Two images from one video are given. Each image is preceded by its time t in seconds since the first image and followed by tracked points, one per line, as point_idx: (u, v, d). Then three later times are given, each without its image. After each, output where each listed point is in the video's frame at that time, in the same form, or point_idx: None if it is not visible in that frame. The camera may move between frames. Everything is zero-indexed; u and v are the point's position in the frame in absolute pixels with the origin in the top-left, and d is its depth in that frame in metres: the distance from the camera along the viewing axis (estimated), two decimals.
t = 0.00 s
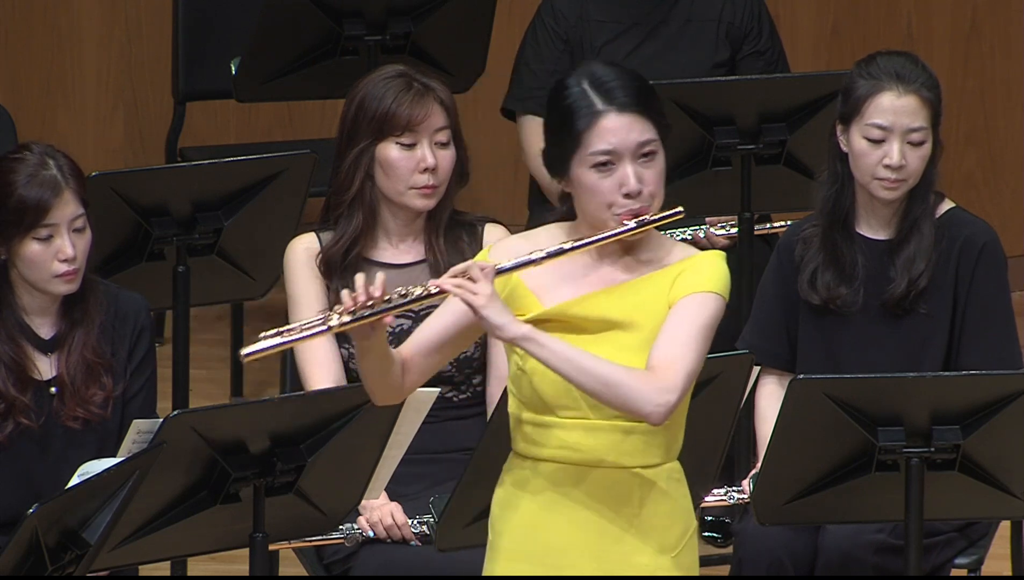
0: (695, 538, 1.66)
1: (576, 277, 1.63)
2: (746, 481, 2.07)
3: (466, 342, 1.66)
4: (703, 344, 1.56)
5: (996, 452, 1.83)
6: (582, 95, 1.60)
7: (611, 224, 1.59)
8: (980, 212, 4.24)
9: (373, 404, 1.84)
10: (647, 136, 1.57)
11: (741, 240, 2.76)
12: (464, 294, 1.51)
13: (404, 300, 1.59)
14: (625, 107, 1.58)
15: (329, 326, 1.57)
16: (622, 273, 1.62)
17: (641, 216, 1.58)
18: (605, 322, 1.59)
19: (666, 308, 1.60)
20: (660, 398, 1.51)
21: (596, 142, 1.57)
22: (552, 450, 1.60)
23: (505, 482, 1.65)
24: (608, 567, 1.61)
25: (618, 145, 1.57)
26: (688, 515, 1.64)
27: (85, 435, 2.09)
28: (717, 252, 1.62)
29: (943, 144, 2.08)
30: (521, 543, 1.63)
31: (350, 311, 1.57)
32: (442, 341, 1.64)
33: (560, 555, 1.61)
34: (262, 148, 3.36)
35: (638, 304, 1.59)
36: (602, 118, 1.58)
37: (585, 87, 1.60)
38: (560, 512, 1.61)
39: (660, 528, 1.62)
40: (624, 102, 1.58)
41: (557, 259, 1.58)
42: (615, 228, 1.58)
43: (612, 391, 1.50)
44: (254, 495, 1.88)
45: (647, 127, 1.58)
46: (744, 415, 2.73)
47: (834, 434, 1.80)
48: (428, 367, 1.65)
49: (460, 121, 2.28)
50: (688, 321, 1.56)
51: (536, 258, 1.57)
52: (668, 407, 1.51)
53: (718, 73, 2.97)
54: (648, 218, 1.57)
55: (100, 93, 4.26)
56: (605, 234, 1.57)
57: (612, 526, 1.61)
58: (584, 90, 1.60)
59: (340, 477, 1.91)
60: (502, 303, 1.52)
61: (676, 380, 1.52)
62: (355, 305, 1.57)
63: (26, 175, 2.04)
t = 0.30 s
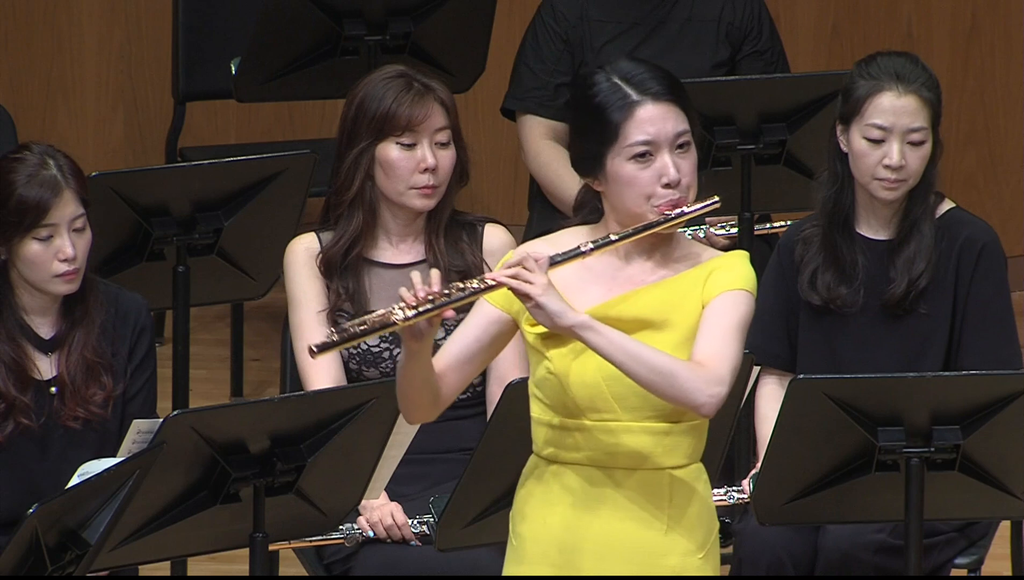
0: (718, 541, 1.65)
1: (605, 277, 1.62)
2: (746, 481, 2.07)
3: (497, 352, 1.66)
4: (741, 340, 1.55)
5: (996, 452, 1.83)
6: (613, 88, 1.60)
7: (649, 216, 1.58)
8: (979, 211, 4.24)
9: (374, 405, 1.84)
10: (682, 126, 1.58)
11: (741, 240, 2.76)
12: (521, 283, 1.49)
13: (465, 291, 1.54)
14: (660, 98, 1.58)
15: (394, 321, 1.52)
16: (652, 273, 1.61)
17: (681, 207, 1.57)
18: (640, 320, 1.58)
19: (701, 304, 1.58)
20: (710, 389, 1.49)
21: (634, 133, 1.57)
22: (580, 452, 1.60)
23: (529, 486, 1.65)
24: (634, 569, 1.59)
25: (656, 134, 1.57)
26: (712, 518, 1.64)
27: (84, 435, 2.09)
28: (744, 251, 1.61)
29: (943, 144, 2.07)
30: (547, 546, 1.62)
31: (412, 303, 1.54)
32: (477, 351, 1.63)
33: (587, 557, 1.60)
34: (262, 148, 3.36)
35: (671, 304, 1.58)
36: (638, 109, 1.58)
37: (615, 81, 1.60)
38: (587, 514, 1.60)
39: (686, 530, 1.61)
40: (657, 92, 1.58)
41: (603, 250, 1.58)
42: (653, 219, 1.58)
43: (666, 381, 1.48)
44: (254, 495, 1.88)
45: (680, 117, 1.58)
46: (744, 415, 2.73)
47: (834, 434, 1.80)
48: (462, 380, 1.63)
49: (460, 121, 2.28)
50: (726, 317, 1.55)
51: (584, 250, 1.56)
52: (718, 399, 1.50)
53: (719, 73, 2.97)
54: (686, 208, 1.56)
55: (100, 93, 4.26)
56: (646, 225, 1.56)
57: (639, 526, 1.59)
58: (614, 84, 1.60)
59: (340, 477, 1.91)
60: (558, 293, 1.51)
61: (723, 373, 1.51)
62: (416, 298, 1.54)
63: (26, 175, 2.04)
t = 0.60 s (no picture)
0: (735, 547, 1.64)
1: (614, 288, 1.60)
2: (746, 481, 2.07)
3: (511, 358, 1.64)
4: (752, 351, 1.57)
5: (996, 452, 1.83)
6: (614, 111, 1.56)
7: (655, 238, 1.57)
8: (979, 211, 4.24)
9: (375, 405, 1.84)
10: (685, 149, 1.54)
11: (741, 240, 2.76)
12: (530, 330, 1.49)
13: (471, 338, 1.56)
14: (663, 123, 1.54)
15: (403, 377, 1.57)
16: (660, 280, 1.59)
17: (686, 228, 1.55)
18: (649, 331, 1.58)
19: (708, 313, 1.59)
20: (726, 416, 1.52)
21: (636, 161, 1.54)
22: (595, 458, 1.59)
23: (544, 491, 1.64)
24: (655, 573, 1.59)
25: (659, 161, 1.53)
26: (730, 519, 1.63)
27: (84, 435, 2.09)
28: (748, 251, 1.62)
29: (943, 144, 2.08)
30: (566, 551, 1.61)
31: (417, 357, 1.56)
32: (488, 365, 1.62)
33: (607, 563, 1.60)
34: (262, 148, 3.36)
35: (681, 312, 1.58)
36: (640, 136, 1.54)
37: (616, 105, 1.56)
38: (605, 519, 1.60)
39: (704, 532, 1.60)
40: (660, 119, 1.54)
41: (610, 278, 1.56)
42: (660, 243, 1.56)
43: (681, 415, 1.50)
44: (254, 495, 1.88)
45: (683, 139, 1.55)
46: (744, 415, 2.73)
47: (834, 434, 1.80)
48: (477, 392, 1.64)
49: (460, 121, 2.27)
50: (736, 331, 1.56)
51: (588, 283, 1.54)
52: (732, 424, 1.53)
53: (719, 73, 2.97)
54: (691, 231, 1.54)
55: (100, 93, 4.26)
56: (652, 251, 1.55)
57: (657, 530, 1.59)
58: (616, 106, 1.56)
59: (340, 478, 1.91)
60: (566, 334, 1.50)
61: (735, 397, 1.53)
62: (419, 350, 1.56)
63: (26, 175, 2.04)
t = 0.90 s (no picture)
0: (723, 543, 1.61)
1: (598, 286, 1.57)
2: (746, 481, 2.06)
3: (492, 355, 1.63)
4: (726, 352, 1.52)
5: (996, 452, 1.83)
6: (601, 109, 1.56)
7: (632, 238, 1.56)
8: (979, 211, 4.24)
9: (374, 406, 1.84)
10: (667, 152, 1.53)
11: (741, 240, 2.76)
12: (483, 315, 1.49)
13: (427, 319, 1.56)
14: (646, 125, 1.54)
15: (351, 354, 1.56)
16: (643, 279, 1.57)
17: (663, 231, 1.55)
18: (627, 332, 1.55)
19: (689, 314, 1.55)
20: (682, 416, 1.47)
21: (615, 160, 1.54)
22: (579, 458, 1.56)
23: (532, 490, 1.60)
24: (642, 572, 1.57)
25: (638, 163, 1.53)
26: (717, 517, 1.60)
27: (84, 435, 2.09)
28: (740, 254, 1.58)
29: (943, 144, 2.08)
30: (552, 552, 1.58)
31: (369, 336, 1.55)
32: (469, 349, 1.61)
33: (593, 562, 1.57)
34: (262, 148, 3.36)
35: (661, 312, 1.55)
36: (621, 136, 1.54)
37: (603, 103, 1.56)
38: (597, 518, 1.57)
39: (692, 534, 1.58)
40: (642, 122, 1.54)
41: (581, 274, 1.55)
42: (634, 244, 1.55)
43: (633, 411, 1.46)
44: (254, 495, 1.88)
45: (667, 143, 1.54)
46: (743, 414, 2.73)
47: (834, 434, 1.80)
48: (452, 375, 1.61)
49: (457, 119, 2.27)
50: (710, 333, 1.52)
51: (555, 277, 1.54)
52: (692, 424, 1.48)
53: (718, 73, 2.97)
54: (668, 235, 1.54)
55: (100, 93, 4.26)
56: (622, 251, 1.55)
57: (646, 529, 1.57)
58: (604, 105, 1.56)
59: (340, 478, 1.91)
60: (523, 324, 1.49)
61: (698, 398, 1.48)
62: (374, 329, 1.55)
63: (26, 175, 2.04)
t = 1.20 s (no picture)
0: (696, 543, 1.66)
1: (579, 280, 1.65)
2: (747, 480, 2.05)
3: (476, 342, 1.69)
4: (695, 343, 1.56)
5: (997, 453, 1.83)
6: (596, 85, 1.64)
7: (613, 217, 1.62)
8: (979, 211, 4.24)
9: (373, 405, 1.84)
10: (655, 131, 1.61)
11: (741, 239, 2.77)
12: (454, 261, 1.55)
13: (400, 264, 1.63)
14: (637, 100, 1.62)
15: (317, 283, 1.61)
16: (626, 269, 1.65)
17: (645, 209, 1.60)
18: (602, 324, 1.61)
19: (663, 308, 1.61)
20: (640, 388, 1.51)
21: (605, 132, 1.61)
22: (553, 453, 1.61)
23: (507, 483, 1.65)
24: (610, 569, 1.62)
25: (626, 136, 1.60)
26: (689, 519, 1.65)
27: (84, 435, 2.09)
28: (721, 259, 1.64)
29: (943, 143, 2.08)
30: (523, 544, 1.63)
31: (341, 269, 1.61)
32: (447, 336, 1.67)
33: (561, 558, 1.62)
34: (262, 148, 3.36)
35: (635, 305, 1.61)
36: (612, 108, 1.62)
37: (599, 78, 1.65)
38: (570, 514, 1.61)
39: (663, 531, 1.62)
40: (635, 94, 1.62)
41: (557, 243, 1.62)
42: (615, 219, 1.61)
43: (591, 373, 1.51)
44: (254, 495, 1.87)
45: (657, 124, 1.61)
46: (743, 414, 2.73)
47: (834, 434, 1.80)
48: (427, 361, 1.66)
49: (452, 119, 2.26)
50: (681, 320, 1.56)
51: (534, 240, 1.62)
52: (649, 398, 1.51)
53: (718, 73, 2.97)
54: (649, 211, 1.59)
55: (100, 93, 4.25)
56: (605, 224, 1.60)
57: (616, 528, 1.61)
58: (598, 81, 1.64)
59: (339, 478, 1.91)
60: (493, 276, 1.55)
61: (659, 373, 1.52)
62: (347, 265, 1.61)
63: (26, 175, 2.04)
